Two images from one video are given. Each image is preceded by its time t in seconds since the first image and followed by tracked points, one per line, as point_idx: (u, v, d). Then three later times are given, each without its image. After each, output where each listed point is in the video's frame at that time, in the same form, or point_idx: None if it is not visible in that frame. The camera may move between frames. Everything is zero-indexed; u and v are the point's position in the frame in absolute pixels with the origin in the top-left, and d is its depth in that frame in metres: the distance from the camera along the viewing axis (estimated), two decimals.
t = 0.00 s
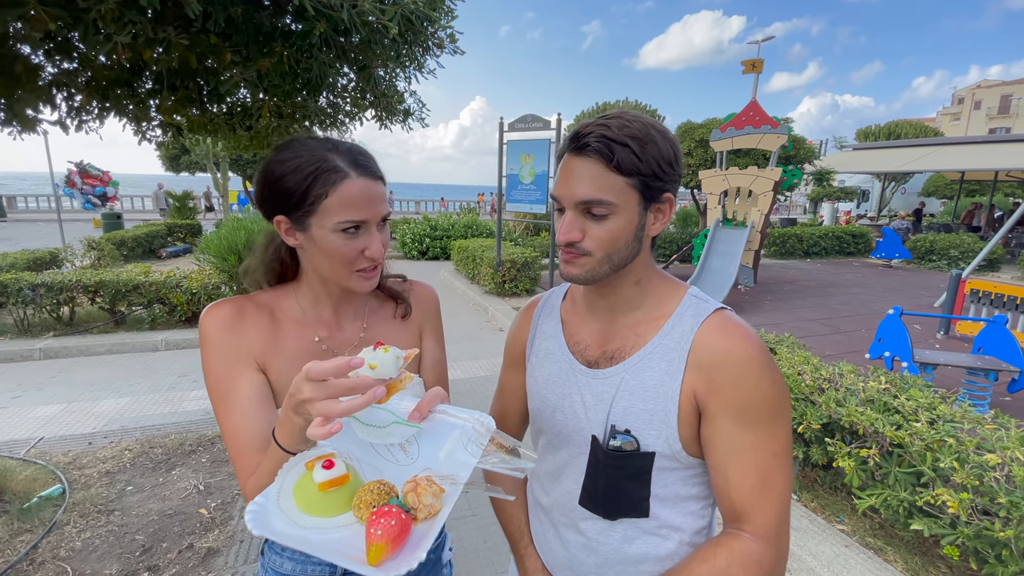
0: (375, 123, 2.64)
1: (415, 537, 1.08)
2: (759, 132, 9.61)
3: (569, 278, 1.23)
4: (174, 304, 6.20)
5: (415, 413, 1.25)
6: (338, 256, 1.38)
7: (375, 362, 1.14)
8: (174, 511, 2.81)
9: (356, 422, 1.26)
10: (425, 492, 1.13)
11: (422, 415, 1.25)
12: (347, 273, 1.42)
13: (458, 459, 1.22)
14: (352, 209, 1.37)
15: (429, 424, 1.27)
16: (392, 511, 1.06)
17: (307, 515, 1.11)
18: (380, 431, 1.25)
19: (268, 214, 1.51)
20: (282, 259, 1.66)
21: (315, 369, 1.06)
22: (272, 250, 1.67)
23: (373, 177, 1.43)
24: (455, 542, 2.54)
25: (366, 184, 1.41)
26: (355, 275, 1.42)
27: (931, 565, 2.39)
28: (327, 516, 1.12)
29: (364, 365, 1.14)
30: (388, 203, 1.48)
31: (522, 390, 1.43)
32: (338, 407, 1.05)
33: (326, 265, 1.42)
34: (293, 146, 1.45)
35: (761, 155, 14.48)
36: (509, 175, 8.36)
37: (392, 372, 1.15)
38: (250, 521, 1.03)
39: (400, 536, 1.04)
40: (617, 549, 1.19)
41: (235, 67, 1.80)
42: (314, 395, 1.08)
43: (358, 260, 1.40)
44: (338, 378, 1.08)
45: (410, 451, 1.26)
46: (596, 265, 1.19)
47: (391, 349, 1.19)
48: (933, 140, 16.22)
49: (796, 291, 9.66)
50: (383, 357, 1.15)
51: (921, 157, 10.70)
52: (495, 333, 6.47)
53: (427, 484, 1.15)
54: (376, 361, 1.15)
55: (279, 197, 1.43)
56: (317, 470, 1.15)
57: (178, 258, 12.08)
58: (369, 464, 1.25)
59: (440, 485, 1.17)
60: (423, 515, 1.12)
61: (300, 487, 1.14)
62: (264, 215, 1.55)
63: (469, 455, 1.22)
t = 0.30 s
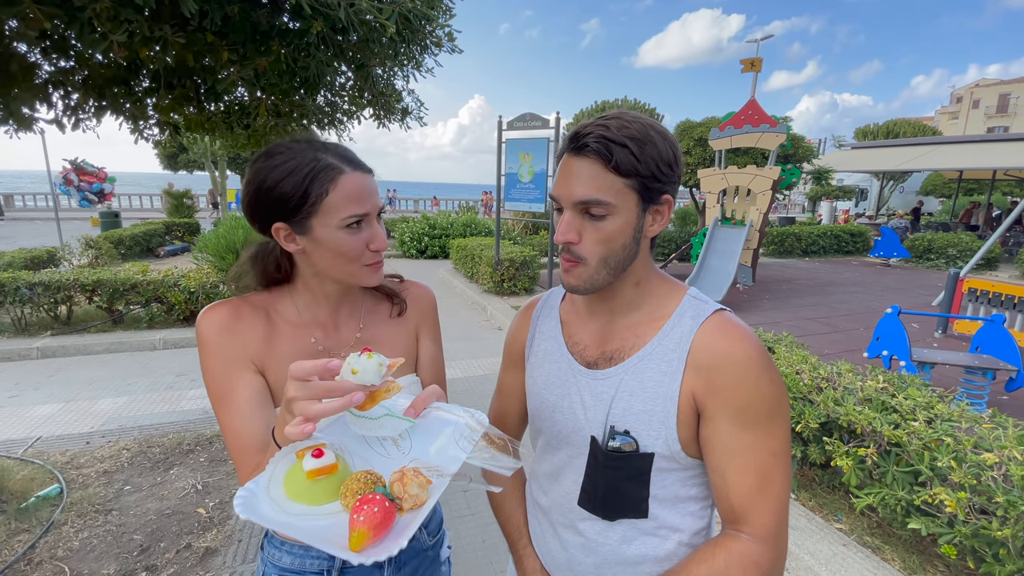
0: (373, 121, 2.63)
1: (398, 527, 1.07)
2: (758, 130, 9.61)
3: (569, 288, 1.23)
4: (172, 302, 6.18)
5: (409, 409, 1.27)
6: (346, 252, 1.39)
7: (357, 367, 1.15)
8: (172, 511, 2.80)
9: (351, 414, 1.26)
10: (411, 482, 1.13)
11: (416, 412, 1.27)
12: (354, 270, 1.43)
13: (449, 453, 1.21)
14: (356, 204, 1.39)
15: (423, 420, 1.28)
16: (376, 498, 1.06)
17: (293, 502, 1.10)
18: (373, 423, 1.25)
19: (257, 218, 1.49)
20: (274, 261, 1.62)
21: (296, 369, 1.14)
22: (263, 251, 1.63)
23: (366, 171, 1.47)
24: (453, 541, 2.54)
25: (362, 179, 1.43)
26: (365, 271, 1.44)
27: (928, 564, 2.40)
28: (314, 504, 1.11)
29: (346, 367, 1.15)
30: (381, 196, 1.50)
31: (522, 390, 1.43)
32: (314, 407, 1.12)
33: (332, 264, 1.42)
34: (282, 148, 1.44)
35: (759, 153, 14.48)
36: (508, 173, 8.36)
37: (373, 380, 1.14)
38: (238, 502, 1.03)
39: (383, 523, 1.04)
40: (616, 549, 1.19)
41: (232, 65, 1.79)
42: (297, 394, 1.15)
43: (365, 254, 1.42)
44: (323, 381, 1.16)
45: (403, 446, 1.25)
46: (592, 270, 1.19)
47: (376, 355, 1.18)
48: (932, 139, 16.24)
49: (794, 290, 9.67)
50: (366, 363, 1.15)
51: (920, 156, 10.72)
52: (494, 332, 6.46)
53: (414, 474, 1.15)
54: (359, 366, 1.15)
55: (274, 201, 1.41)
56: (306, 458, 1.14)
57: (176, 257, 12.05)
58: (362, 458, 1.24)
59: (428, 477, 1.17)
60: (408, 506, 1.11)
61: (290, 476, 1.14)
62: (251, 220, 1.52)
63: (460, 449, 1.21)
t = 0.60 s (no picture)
0: (372, 121, 2.63)
1: (396, 534, 1.06)
2: (757, 130, 9.61)
3: (570, 280, 1.22)
4: (171, 302, 6.17)
5: (409, 412, 1.24)
6: (350, 249, 1.39)
7: (364, 379, 1.16)
8: (171, 511, 2.80)
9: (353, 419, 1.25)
10: (409, 489, 1.12)
11: (417, 415, 1.25)
12: (359, 266, 1.43)
13: (448, 459, 1.20)
14: (361, 201, 1.39)
15: (424, 423, 1.26)
16: (373, 506, 1.06)
17: (293, 506, 1.10)
18: (373, 430, 1.23)
19: (258, 217, 1.48)
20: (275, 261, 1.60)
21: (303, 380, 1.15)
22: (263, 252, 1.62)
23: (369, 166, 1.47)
24: (453, 541, 2.54)
25: (365, 175, 1.43)
26: (370, 267, 1.45)
27: (927, 563, 2.40)
28: (314, 508, 1.11)
29: (354, 379, 1.17)
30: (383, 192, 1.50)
31: (523, 390, 1.43)
32: (320, 417, 1.11)
33: (337, 262, 1.41)
34: (284, 145, 1.43)
35: (758, 153, 14.49)
36: (507, 173, 8.36)
37: (380, 392, 1.17)
38: (238, 507, 1.03)
39: (380, 531, 1.03)
40: (618, 550, 1.19)
41: (231, 64, 1.79)
42: (304, 403, 1.15)
43: (369, 250, 1.42)
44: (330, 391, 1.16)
45: (403, 449, 1.24)
46: (597, 267, 1.18)
47: (383, 367, 1.20)
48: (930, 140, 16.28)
49: (793, 290, 9.68)
50: (374, 374, 1.17)
51: (918, 156, 10.73)
52: (493, 332, 6.46)
53: (412, 481, 1.14)
54: (366, 377, 1.17)
55: (277, 199, 1.40)
56: (306, 463, 1.15)
57: (174, 257, 12.02)
58: (362, 461, 1.24)
59: (426, 483, 1.16)
60: (406, 512, 1.10)
61: (290, 480, 1.14)
62: (250, 219, 1.52)
63: (459, 454, 1.20)
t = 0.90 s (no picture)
0: (371, 122, 2.63)
1: (397, 533, 1.06)
2: (755, 131, 9.62)
3: (575, 282, 1.22)
4: (169, 303, 6.17)
5: (409, 411, 1.26)
6: (348, 252, 1.39)
7: (352, 378, 1.16)
8: (169, 512, 2.79)
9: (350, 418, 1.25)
10: (409, 488, 1.12)
11: (416, 413, 1.26)
12: (358, 266, 1.43)
13: (448, 457, 1.20)
14: (358, 204, 1.39)
15: (424, 422, 1.26)
16: (374, 506, 1.06)
17: (294, 507, 1.10)
18: (369, 428, 1.23)
19: (255, 219, 1.48)
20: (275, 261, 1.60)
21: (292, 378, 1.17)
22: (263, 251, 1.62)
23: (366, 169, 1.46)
24: (452, 542, 2.54)
25: (361, 178, 1.43)
26: (367, 268, 1.44)
27: (926, 563, 2.40)
28: (315, 509, 1.10)
29: (342, 379, 1.17)
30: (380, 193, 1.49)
31: (523, 390, 1.43)
32: (309, 416, 1.14)
33: (336, 264, 1.41)
34: (280, 149, 1.43)
35: (757, 154, 14.52)
36: (505, 174, 8.36)
37: (368, 391, 1.16)
38: (241, 508, 1.03)
39: (380, 531, 1.03)
40: (619, 551, 1.19)
41: (230, 65, 1.78)
42: (294, 402, 1.17)
43: (367, 253, 1.42)
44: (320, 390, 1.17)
45: (403, 448, 1.24)
46: (601, 263, 1.19)
47: (372, 366, 1.19)
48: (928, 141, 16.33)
49: (791, 290, 9.69)
50: (361, 374, 1.17)
51: (916, 157, 10.76)
52: (492, 333, 6.46)
53: (411, 480, 1.14)
54: (354, 377, 1.16)
55: (274, 204, 1.40)
56: (306, 464, 1.15)
57: (173, 258, 12.00)
58: (364, 462, 1.23)
59: (426, 482, 1.15)
60: (407, 511, 1.10)
61: (292, 481, 1.14)
62: (248, 221, 1.51)
63: (459, 453, 1.20)
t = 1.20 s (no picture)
0: (370, 123, 2.64)
1: (386, 522, 1.08)
2: (754, 133, 9.66)
3: (594, 275, 1.22)
4: (168, 304, 6.17)
5: (407, 406, 1.26)
6: (348, 250, 1.40)
7: (350, 369, 1.18)
8: (168, 513, 2.79)
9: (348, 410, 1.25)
10: (401, 479, 1.13)
11: (413, 408, 1.26)
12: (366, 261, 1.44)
13: (442, 451, 1.21)
14: (358, 202, 1.40)
15: (421, 416, 1.27)
16: (365, 495, 1.07)
17: (288, 494, 1.10)
18: (370, 421, 1.25)
19: (258, 217, 1.49)
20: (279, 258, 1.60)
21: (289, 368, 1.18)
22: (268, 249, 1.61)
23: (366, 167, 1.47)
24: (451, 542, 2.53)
25: (362, 176, 1.44)
26: (366, 265, 1.44)
27: (924, 563, 2.41)
28: (308, 497, 1.11)
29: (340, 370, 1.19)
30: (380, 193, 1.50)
31: (522, 389, 1.44)
32: (307, 405, 1.15)
33: (340, 261, 1.42)
34: (281, 148, 1.43)
35: (755, 156, 14.57)
36: (504, 175, 8.37)
37: (365, 382, 1.18)
38: (236, 494, 1.04)
39: (370, 519, 1.04)
40: (617, 548, 1.19)
41: (229, 66, 1.79)
42: (293, 392, 1.18)
43: (368, 250, 1.42)
44: (318, 379, 1.19)
45: (399, 441, 1.25)
46: (621, 253, 1.20)
47: (370, 358, 1.22)
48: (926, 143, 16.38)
49: (790, 291, 9.71)
50: (359, 365, 1.19)
51: (914, 158, 10.78)
52: (491, 334, 6.47)
53: (403, 471, 1.15)
54: (352, 368, 1.19)
55: (276, 203, 1.41)
56: (301, 453, 1.14)
57: (172, 259, 12.00)
58: (359, 453, 1.24)
59: (417, 474, 1.17)
60: (397, 502, 1.12)
61: (286, 468, 1.14)
62: (252, 218, 1.52)
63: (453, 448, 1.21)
